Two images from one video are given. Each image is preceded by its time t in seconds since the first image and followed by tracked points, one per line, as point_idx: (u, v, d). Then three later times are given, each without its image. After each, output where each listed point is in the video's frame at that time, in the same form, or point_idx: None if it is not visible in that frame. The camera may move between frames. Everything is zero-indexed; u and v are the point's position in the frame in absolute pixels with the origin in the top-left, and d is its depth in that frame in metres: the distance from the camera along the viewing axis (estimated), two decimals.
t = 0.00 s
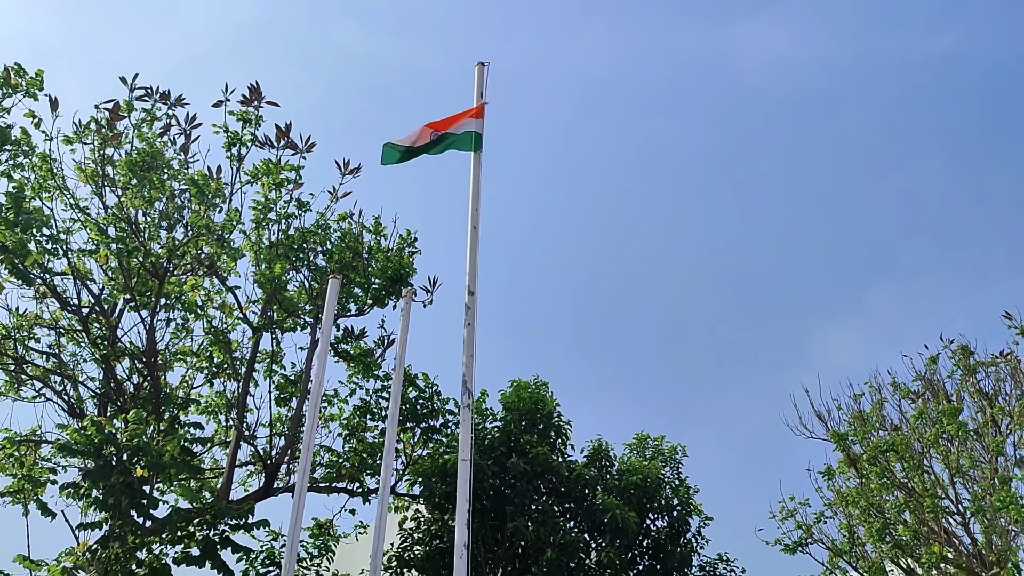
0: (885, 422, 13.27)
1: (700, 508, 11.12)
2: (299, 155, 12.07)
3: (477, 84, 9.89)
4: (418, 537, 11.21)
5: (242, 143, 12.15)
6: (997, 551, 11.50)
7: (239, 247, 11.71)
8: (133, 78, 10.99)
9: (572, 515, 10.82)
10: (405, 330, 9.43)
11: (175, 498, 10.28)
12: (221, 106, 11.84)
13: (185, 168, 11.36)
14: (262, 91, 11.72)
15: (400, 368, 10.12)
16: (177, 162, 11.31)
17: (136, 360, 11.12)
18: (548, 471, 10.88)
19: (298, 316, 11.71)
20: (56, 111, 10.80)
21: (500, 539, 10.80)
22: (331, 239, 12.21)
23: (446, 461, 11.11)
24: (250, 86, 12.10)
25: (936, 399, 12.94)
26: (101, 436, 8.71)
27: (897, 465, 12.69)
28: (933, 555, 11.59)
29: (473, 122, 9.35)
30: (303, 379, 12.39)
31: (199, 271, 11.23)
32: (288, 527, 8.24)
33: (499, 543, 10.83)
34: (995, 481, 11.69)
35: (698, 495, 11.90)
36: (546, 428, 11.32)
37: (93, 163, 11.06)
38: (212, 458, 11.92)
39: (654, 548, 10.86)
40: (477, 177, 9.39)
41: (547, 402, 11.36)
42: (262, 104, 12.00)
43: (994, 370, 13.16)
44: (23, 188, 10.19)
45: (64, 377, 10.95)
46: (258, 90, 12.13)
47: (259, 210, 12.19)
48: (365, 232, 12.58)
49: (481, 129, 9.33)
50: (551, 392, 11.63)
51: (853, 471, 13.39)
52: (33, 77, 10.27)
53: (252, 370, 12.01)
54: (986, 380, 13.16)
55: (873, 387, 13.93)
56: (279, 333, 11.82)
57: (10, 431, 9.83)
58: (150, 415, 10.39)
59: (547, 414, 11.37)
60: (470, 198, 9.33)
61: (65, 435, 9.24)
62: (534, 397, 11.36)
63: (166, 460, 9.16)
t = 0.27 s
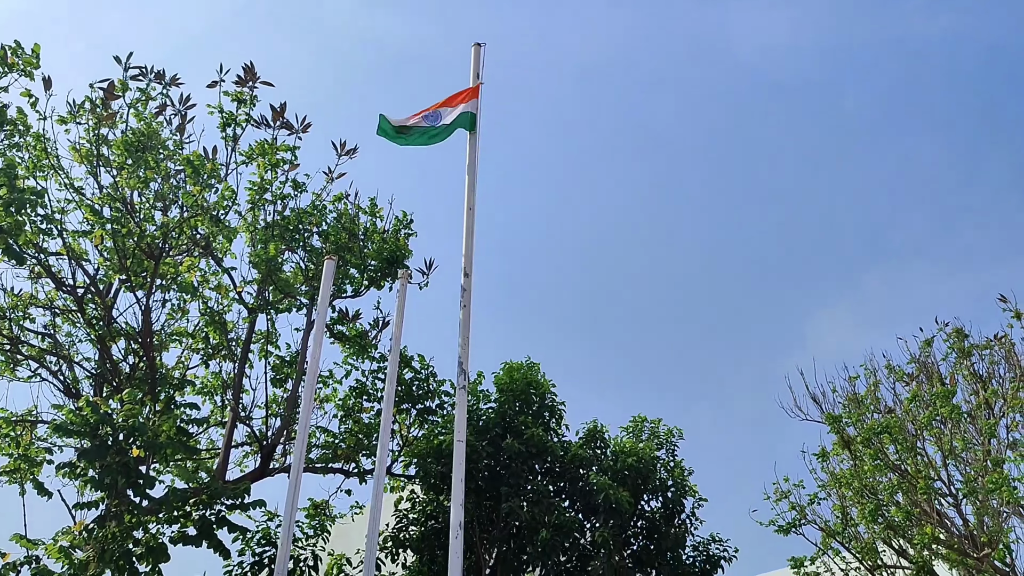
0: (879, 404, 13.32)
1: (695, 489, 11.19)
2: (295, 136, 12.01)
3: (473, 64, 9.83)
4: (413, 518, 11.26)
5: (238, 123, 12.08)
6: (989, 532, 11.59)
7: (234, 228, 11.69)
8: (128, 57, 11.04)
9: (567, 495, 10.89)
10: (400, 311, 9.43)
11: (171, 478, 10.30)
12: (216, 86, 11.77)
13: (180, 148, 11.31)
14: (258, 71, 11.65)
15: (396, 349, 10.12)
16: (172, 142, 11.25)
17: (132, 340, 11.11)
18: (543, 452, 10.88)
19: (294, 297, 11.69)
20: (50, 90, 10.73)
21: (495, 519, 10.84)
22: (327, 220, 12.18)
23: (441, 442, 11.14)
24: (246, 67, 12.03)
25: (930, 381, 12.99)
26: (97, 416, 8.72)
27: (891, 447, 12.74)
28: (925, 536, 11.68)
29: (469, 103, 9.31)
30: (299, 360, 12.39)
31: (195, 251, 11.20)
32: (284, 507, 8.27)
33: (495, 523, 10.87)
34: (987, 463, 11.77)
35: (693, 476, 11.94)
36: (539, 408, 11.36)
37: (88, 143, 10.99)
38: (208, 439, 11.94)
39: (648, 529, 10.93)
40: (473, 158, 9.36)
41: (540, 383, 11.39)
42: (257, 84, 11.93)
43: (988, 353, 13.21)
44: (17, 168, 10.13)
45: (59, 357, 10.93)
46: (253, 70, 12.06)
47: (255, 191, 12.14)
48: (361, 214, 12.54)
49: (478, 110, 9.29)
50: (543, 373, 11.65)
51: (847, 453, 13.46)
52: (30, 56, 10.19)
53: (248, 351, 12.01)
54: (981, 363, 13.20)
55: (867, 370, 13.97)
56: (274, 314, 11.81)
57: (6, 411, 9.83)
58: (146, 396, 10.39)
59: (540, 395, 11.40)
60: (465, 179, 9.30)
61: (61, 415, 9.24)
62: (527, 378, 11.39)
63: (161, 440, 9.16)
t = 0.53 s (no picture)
0: (872, 380, 13.39)
1: (688, 465, 11.25)
2: (289, 109, 11.92)
3: (468, 37, 9.75)
4: (408, 491, 11.30)
5: (231, 96, 11.98)
6: (978, 508, 11.68)
7: (228, 202, 11.62)
8: (120, 29, 10.91)
9: (560, 469, 10.99)
10: (395, 286, 9.41)
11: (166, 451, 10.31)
12: (209, 58, 11.66)
13: (173, 121, 11.21)
14: (251, 43, 11.53)
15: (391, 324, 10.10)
16: (166, 115, 11.16)
17: (126, 314, 11.09)
18: (536, 426, 10.91)
19: (288, 272, 11.66)
20: (41, 61, 10.61)
21: (489, 493, 10.90)
22: (321, 194, 12.12)
23: (436, 416, 11.16)
24: (239, 38, 11.91)
25: (923, 358, 13.05)
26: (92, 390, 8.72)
27: (882, 423, 12.85)
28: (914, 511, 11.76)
29: (465, 77, 9.24)
30: (293, 334, 12.38)
31: (189, 225, 11.14)
32: (278, 481, 8.29)
33: (488, 497, 10.93)
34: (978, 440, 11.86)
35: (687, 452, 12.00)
36: (535, 383, 11.39)
37: (80, 115, 10.90)
38: (203, 412, 11.95)
39: (641, 504, 11.02)
40: (468, 132, 9.30)
41: (533, 357, 11.41)
42: (251, 56, 11.81)
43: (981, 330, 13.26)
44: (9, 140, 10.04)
45: (53, 330, 10.91)
46: (246, 42, 11.93)
47: (249, 164, 12.06)
48: (356, 187, 12.48)
49: (473, 84, 9.22)
50: (537, 348, 11.66)
51: (840, 429, 13.54)
52: (27, 30, 10.06)
53: (242, 325, 12.00)
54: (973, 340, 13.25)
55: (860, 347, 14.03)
56: (269, 288, 11.78)
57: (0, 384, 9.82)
58: (141, 369, 10.38)
59: (536, 370, 11.42)
60: (461, 153, 9.25)
61: (55, 388, 9.22)
62: (520, 352, 11.39)
63: (156, 414, 9.17)
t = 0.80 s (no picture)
0: (864, 353, 13.45)
1: (682, 438, 11.32)
2: (282, 78, 11.81)
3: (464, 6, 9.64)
4: (402, 461, 11.38)
5: (224, 65, 11.86)
6: (967, 479, 11.78)
7: (221, 172, 11.56)
8: None
9: (553, 440, 10.98)
10: (389, 257, 9.38)
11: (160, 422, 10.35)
12: (201, 26, 11.52)
13: (165, 90, 11.10)
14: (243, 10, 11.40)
15: (385, 295, 10.09)
16: (157, 83, 11.04)
17: (119, 284, 11.05)
18: (530, 397, 10.92)
19: (282, 242, 11.62)
20: (30, 28, 10.47)
21: (482, 464, 10.93)
22: (315, 164, 12.04)
23: (430, 386, 11.18)
24: (231, 6, 11.76)
25: (914, 331, 13.12)
26: (85, 359, 8.70)
27: (873, 397, 12.81)
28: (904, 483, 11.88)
29: (461, 48, 9.16)
30: (287, 304, 12.37)
31: (182, 195, 11.07)
32: (273, 451, 8.32)
33: (482, 467, 10.96)
34: (968, 412, 11.96)
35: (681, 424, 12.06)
36: (531, 355, 11.42)
37: (71, 83, 10.78)
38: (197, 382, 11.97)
39: (634, 475, 11.09)
40: (463, 103, 9.23)
41: (532, 331, 11.44)
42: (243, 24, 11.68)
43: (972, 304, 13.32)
44: None
45: (46, 300, 10.87)
46: (238, 9, 11.79)
47: (242, 134, 11.97)
48: (350, 158, 12.41)
49: (469, 55, 9.14)
50: (537, 321, 11.71)
51: (831, 401, 13.63)
52: None
53: (236, 296, 11.97)
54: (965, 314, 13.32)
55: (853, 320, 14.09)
56: (262, 259, 11.74)
57: None
58: (134, 339, 10.37)
59: (533, 342, 11.45)
60: (455, 125, 9.19)
61: (48, 357, 9.21)
62: (519, 326, 11.43)
63: (150, 384, 9.20)
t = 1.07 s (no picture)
0: (855, 323, 13.51)
1: (676, 407, 11.38)
2: (274, 43, 11.67)
3: None
4: (396, 428, 11.44)
5: (214, 29, 11.71)
6: (954, 448, 11.86)
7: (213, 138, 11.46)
8: None
9: (548, 408, 11.06)
10: (382, 224, 9.35)
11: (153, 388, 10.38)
12: None
13: (155, 54, 10.97)
14: None
15: (378, 263, 10.07)
16: (147, 48, 10.91)
17: (110, 251, 10.99)
18: (524, 365, 10.93)
19: (274, 209, 11.55)
20: None
21: (475, 431, 10.98)
22: (307, 130, 11.94)
23: (424, 354, 11.19)
24: None
25: (906, 302, 13.17)
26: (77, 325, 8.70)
27: (864, 365, 12.94)
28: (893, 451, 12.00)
29: (454, 14, 9.05)
30: (280, 272, 12.33)
31: (173, 160, 10.97)
32: (266, 417, 8.35)
33: (475, 434, 11.01)
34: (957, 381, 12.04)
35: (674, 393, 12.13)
36: (526, 324, 11.43)
37: (59, 47, 10.63)
38: (190, 349, 11.96)
39: (627, 443, 11.17)
40: (456, 70, 9.14)
41: (528, 300, 11.44)
42: None
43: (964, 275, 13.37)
44: None
45: (36, 266, 10.81)
46: None
47: (233, 100, 11.85)
48: (342, 124, 12.31)
49: (462, 21, 9.03)
50: (534, 291, 11.70)
51: (822, 370, 13.71)
52: None
53: (228, 263, 11.93)
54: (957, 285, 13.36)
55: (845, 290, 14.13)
56: (255, 226, 11.68)
57: None
58: (126, 306, 10.34)
59: (528, 311, 11.46)
60: (448, 92, 9.11)
61: (40, 324, 9.18)
62: (515, 294, 11.42)
63: (143, 350, 9.06)
